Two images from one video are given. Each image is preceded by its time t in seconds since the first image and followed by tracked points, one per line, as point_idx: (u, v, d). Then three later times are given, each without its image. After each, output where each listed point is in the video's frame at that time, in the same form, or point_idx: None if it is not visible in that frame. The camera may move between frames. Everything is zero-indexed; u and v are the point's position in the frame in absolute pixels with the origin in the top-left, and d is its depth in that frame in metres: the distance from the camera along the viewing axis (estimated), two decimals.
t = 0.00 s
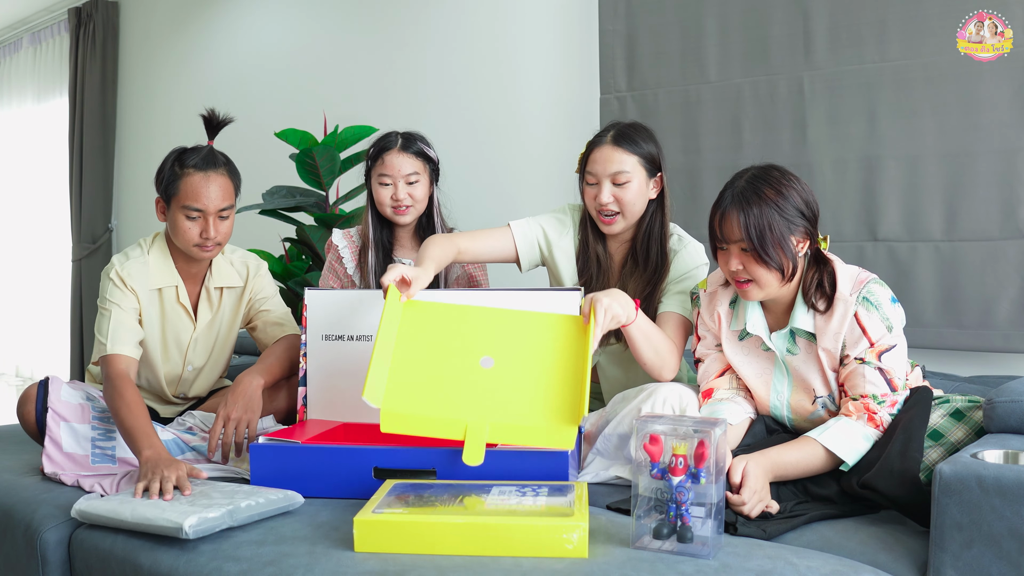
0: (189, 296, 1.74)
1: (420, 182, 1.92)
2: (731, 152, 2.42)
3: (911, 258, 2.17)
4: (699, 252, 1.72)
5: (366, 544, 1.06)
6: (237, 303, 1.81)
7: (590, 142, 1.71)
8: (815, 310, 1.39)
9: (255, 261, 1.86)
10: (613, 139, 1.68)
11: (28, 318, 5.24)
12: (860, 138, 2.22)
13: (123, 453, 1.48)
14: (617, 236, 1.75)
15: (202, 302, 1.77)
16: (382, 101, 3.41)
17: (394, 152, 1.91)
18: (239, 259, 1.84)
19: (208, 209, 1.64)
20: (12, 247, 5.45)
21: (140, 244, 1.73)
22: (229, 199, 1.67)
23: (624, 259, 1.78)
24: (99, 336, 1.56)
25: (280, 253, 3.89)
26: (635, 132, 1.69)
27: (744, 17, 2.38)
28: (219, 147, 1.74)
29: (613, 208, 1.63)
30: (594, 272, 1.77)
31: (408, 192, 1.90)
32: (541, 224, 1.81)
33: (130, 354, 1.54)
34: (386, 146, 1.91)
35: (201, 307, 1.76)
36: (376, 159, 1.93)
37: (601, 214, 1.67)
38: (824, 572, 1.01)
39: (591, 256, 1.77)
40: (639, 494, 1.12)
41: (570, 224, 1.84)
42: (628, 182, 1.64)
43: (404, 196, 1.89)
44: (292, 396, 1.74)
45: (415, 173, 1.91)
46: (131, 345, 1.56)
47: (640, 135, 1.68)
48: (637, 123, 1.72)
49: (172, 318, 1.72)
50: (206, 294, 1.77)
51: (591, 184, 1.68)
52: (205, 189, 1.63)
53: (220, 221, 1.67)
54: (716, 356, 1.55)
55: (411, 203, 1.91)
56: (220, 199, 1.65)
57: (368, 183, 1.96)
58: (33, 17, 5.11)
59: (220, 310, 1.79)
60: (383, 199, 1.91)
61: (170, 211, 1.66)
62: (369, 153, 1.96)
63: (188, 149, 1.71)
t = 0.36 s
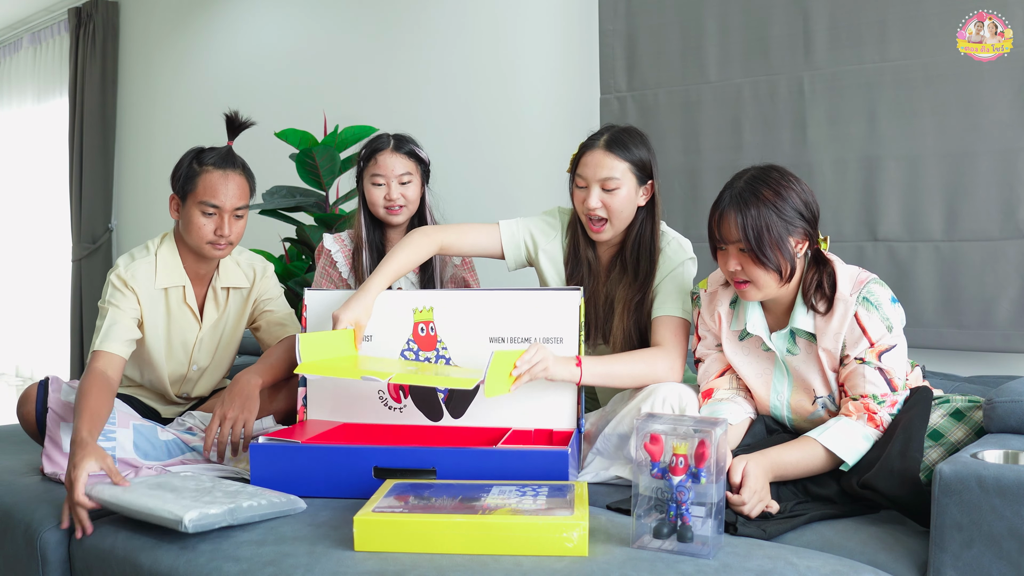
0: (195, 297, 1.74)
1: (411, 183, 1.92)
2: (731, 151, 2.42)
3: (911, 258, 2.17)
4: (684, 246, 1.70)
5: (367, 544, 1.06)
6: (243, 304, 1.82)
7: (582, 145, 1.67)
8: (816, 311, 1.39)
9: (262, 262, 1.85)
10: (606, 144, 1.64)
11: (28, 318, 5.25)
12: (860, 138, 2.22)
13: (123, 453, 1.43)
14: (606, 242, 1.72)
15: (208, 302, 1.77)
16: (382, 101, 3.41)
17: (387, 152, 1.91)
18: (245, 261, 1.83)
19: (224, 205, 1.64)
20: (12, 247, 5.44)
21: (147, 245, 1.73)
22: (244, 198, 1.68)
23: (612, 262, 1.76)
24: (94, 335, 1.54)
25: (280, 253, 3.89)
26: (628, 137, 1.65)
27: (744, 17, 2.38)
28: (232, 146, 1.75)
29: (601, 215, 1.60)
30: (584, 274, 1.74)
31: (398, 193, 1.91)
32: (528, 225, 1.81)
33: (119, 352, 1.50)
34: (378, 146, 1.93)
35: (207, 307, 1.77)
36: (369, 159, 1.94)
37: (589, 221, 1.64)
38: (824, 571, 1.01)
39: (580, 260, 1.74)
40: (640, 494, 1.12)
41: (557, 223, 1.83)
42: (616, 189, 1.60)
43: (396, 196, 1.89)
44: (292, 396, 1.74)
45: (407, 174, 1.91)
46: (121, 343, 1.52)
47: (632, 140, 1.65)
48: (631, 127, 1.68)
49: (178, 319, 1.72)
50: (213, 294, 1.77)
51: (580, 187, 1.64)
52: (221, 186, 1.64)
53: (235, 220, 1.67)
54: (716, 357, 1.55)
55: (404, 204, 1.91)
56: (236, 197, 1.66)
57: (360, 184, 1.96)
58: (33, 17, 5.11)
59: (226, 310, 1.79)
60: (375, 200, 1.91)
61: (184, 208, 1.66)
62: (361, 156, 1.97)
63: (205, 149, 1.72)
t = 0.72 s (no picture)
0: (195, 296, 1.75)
1: (392, 191, 1.85)
2: (731, 151, 2.42)
3: (912, 258, 2.17)
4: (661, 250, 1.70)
5: (367, 544, 1.07)
6: (242, 304, 1.81)
7: (555, 159, 1.62)
8: (816, 313, 1.39)
9: (262, 263, 1.86)
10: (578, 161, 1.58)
11: (28, 318, 5.25)
12: (861, 138, 2.22)
13: (123, 453, 1.49)
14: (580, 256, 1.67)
15: (208, 301, 1.77)
16: (382, 102, 3.41)
17: (365, 160, 1.85)
18: (246, 261, 1.84)
19: (225, 202, 1.66)
20: (12, 247, 5.44)
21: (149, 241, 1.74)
22: (246, 196, 1.70)
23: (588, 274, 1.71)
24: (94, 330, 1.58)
25: (280, 253, 3.89)
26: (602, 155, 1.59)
27: (744, 17, 2.38)
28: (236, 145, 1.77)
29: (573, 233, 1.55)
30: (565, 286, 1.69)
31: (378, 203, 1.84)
32: (508, 236, 1.72)
33: (121, 339, 1.57)
34: (358, 152, 1.86)
35: (207, 306, 1.77)
36: (348, 165, 1.88)
37: (563, 238, 1.60)
38: (824, 571, 1.01)
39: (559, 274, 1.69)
40: (640, 494, 1.13)
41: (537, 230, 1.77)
42: (590, 208, 1.55)
43: (376, 206, 1.83)
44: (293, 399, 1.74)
45: (387, 182, 1.85)
46: (122, 333, 1.58)
47: (605, 155, 1.60)
48: (603, 141, 1.63)
49: (178, 317, 1.72)
50: (213, 293, 1.78)
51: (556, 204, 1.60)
52: (221, 183, 1.66)
53: (237, 217, 1.69)
54: (716, 357, 1.55)
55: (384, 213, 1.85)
56: (236, 194, 1.68)
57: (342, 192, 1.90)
58: (33, 17, 5.11)
59: (225, 311, 1.79)
60: (354, 209, 1.86)
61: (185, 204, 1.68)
62: (342, 160, 1.90)
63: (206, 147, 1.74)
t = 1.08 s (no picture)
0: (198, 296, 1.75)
1: (383, 210, 1.75)
2: (732, 151, 2.42)
3: (912, 258, 2.17)
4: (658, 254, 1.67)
5: (367, 544, 1.07)
6: (245, 305, 1.81)
7: (547, 167, 1.60)
8: (816, 302, 1.41)
9: (265, 265, 1.85)
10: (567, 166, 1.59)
11: (27, 318, 5.25)
12: (861, 137, 2.22)
13: (123, 453, 1.49)
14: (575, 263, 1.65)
15: (211, 303, 1.77)
16: (382, 102, 3.41)
17: (356, 176, 1.74)
18: (250, 262, 1.84)
19: (229, 202, 1.67)
20: (12, 247, 5.44)
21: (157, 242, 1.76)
22: (249, 196, 1.71)
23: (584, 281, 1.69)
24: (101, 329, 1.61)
25: (280, 253, 3.89)
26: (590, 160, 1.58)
27: (745, 17, 2.38)
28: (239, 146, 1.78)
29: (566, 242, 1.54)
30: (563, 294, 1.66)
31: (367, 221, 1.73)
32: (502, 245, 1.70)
33: (130, 338, 1.60)
34: (350, 168, 1.75)
35: (210, 306, 1.77)
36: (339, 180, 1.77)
37: (556, 246, 1.58)
38: (824, 571, 1.01)
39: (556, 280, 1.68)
40: (640, 494, 1.13)
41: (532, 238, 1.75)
42: (584, 217, 1.54)
43: (365, 224, 1.73)
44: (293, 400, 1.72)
45: (378, 199, 1.74)
46: (132, 332, 1.61)
47: (598, 163, 1.58)
48: (595, 149, 1.62)
49: (181, 317, 1.73)
50: (216, 294, 1.77)
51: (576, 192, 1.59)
52: (226, 183, 1.67)
53: (241, 218, 1.70)
54: (715, 357, 1.55)
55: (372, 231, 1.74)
56: (240, 193, 1.69)
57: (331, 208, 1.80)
58: (33, 17, 5.11)
59: (228, 311, 1.78)
60: (343, 228, 1.76)
61: (189, 204, 1.68)
62: (331, 172, 1.79)
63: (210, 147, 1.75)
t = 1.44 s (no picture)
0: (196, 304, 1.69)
1: (369, 199, 1.73)
2: (734, 150, 2.42)
3: (915, 257, 2.16)
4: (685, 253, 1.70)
5: (367, 544, 1.06)
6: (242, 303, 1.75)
7: (580, 142, 1.64)
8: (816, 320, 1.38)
9: (260, 259, 1.78)
10: (581, 157, 1.61)
11: (26, 318, 5.24)
12: (864, 136, 2.21)
13: (123, 451, 1.50)
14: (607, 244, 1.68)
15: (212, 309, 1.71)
16: (382, 100, 3.40)
17: (336, 172, 1.71)
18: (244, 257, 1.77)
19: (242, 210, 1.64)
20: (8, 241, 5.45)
21: (145, 252, 1.68)
22: (252, 202, 1.67)
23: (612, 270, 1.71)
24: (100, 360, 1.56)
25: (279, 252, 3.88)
26: (601, 151, 1.60)
27: (747, 14, 2.37)
28: (224, 151, 1.71)
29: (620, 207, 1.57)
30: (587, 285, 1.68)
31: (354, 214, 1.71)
32: (532, 247, 1.68)
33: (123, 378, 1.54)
34: (325, 166, 1.71)
35: (211, 312, 1.71)
36: (318, 179, 1.73)
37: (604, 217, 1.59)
38: (826, 572, 1.00)
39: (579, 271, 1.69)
40: (641, 494, 1.12)
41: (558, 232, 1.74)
42: (631, 181, 1.59)
43: (354, 217, 1.71)
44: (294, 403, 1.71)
45: (363, 191, 1.72)
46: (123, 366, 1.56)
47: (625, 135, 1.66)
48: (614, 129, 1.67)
49: (182, 328, 1.68)
50: (214, 295, 1.71)
51: (589, 184, 1.60)
52: (238, 192, 1.64)
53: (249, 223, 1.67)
54: (717, 357, 1.55)
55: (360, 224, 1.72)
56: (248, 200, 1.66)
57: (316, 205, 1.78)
58: (31, 15, 5.10)
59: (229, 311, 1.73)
60: (332, 223, 1.74)
61: (195, 218, 1.61)
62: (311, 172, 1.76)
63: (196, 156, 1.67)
